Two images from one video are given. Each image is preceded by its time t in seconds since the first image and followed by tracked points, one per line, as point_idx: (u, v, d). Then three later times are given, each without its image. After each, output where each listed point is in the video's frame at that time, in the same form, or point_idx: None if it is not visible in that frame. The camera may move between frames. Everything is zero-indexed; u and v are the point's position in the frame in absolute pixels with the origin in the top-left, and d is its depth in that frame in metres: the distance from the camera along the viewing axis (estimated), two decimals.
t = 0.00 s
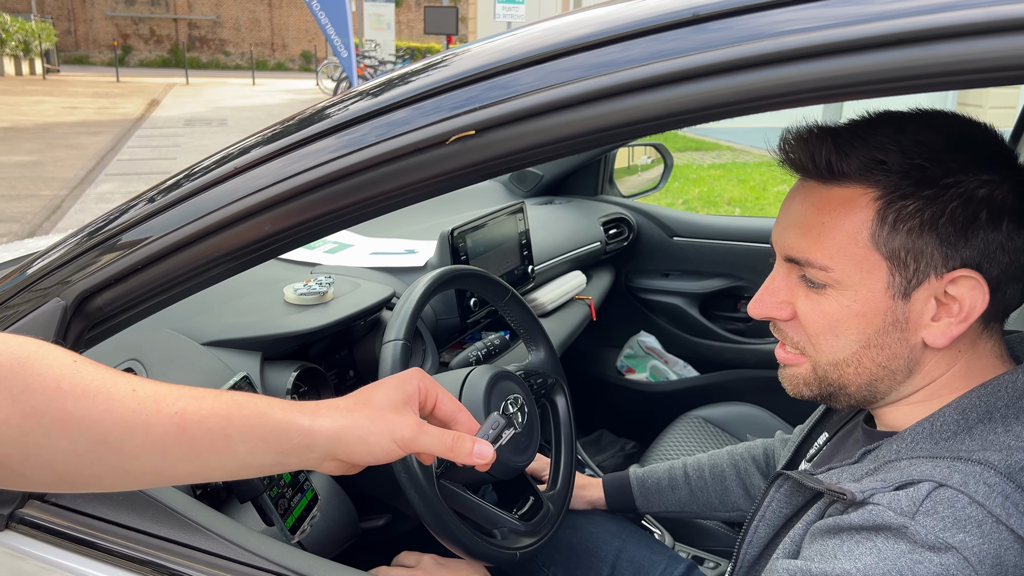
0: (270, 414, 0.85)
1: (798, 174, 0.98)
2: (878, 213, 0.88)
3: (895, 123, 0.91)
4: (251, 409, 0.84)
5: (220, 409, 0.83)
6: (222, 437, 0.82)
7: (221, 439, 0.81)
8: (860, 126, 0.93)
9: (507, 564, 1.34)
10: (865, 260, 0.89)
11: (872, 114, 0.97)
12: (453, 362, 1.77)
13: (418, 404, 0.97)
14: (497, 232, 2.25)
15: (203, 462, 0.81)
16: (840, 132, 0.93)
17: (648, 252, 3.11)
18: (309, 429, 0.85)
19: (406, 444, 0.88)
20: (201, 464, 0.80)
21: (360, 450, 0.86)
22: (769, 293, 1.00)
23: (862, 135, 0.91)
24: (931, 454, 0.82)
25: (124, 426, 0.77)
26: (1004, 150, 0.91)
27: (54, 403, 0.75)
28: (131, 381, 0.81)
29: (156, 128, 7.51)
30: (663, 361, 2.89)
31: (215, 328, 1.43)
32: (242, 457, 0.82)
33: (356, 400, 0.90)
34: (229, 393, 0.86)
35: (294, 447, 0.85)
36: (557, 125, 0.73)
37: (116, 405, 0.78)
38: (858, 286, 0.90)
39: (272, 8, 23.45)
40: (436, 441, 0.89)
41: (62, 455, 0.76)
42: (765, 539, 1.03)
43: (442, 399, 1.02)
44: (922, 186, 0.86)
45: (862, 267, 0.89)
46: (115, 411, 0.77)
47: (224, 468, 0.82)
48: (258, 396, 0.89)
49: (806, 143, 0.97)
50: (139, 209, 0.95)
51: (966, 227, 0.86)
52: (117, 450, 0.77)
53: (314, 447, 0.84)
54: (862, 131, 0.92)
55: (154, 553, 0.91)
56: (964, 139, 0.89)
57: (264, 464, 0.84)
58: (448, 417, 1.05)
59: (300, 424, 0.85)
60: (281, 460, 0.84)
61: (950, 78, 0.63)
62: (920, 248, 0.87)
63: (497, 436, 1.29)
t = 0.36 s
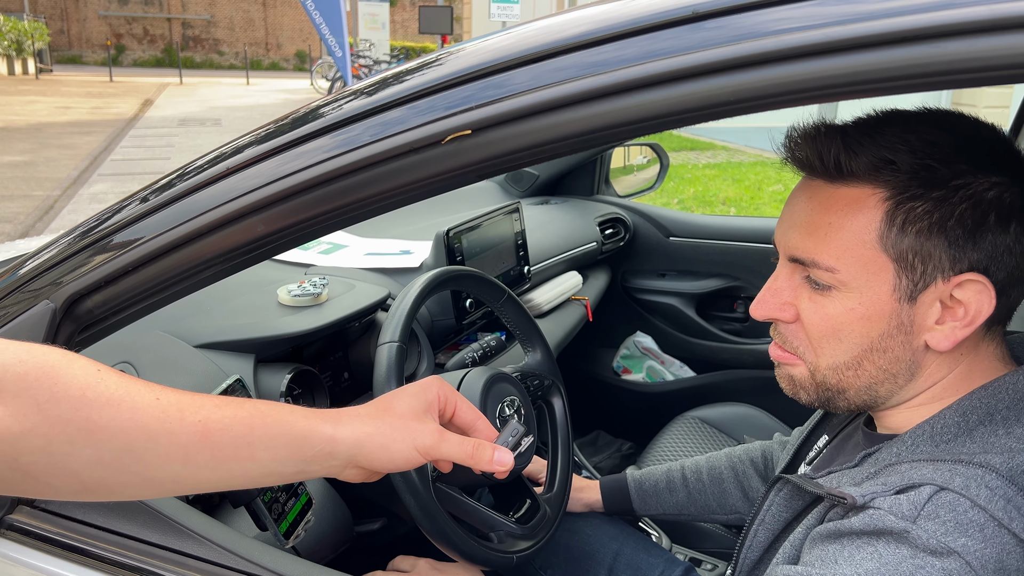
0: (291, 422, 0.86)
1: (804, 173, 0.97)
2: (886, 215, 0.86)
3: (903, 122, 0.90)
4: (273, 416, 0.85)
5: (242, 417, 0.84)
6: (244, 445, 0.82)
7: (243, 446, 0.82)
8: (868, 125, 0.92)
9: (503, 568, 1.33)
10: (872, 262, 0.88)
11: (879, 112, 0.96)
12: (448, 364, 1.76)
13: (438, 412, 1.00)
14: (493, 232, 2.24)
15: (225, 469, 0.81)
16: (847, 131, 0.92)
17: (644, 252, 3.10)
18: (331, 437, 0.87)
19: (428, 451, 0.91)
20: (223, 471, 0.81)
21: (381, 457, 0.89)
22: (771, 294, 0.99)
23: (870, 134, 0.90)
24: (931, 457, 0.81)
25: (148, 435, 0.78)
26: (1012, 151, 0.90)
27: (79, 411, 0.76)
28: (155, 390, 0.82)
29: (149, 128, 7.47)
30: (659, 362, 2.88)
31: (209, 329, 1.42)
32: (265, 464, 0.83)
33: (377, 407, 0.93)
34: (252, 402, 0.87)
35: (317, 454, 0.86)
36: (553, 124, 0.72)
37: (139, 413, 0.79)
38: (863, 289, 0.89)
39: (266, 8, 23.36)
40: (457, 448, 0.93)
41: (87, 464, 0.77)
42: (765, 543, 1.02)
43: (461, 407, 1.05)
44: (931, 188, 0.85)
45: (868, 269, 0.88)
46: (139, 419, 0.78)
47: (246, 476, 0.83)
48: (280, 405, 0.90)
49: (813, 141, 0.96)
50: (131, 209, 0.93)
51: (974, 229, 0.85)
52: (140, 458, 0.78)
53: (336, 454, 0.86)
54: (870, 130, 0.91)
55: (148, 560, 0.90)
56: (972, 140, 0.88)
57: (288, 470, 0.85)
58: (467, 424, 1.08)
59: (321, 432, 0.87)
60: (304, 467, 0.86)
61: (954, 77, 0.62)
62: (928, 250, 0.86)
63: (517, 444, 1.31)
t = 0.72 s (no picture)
0: (286, 433, 0.86)
1: (797, 171, 0.97)
2: (884, 212, 0.86)
3: (896, 121, 0.90)
4: (267, 426, 0.86)
5: (236, 428, 0.84)
6: (238, 455, 0.83)
7: (238, 457, 0.82)
8: (860, 124, 0.92)
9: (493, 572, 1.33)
10: (869, 259, 0.88)
11: (869, 112, 0.96)
12: (437, 367, 1.75)
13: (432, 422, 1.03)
14: (481, 233, 2.23)
15: (220, 480, 0.81)
16: (841, 130, 0.92)
17: (632, 252, 3.10)
18: (325, 448, 0.87)
19: (422, 461, 0.94)
20: (216, 483, 0.81)
21: (375, 468, 0.90)
22: (764, 293, 0.99)
23: (865, 133, 0.90)
24: (921, 459, 0.81)
25: (142, 446, 0.78)
26: (998, 152, 0.91)
27: (72, 423, 0.75)
28: (147, 400, 0.82)
29: (134, 128, 7.40)
30: (649, 362, 2.88)
31: (194, 334, 1.40)
32: (259, 475, 0.83)
33: (371, 418, 0.95)
34: (245, 412, 0.87)
35: (312, 465, 0.87)
36: (542, 127, 0.71)
37: (132, 425, 0.78)
38: (860, 286, 0.89)
39: (252, 8, 23.23)
40: (451, 458, 0.95)
41: (81, 476, 0.76)
42: (756, 546, 1.02)
43: (455, 416, 1.08)
44: (927, 186, 0.86)
45: (865, 266, 0.88)
46: (132, 431, 0.78)
47: (239, 487, 0.83)
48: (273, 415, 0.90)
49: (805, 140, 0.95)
50: (116, 213, 0.92)
51: (966, 227, 0.87)
52: (134, 469, 0.77)
53: (331, 465, 0.87)
54: (863, 129, 0.91)
55: (132, 569, 0.87)
56: (961, 139, 0.89)
57: (281, 482, 0.85)
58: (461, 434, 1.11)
59: (316, 443, 0.87)
60: (298, 478, 0.86)
61: (944, 79, 0.62)
62: (923, 248, 0.86)
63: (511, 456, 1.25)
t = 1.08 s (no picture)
0: (267, 446, 0.88)
1: (801, 168, 0.97)
2: (905, 202, 0.89)
3: (892, 120, 0.94)
4: (249, 440, 0.87)
5: (216, 442, 0.85)
6: (220, 469, 0.84)
7: (219, 471, 0.84)
8: (859, 121, 0.95)
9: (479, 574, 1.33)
10: (893, 250, 0.89)
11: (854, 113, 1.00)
12: (422, 369, 1.74)
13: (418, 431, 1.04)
14: (465, 233, 2.22)
15: (200, 495, 0.82)
16: (845, 125, 0.94)
17: (616, 252, 3.11)
18: (310, 460, 0.89)
19: (408, 471, 0.94)
20: (198, 497, 0.82)
21: (361, 479, 0.91)
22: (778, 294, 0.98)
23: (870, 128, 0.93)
24: (908, 455, 0.82)
25: (120, 461, 0.79)
26: (977, 152, 0.97)
27: (48, 439, 0.76)
28: (124, 415, 0.83)
29: (111, 129, 7.29)
30: (633, 361, 2.89)
31: (175, 339, 1.38)
32: (240, 489, 0.85)
33: (357, 428, 0.95)
34: (224, 426, 0.88)
35: (296, 477, 0.88)
36: (528, 129, 0.71)
37: (110, 441, 0.79)
38: (884, 277, 0.90)
39: (230, 7, 23.02)
40: (439, 467, 0.96)
41: (56, 493, 0.76)
42: (743, 544, 1.03)
43: (442, 425, 1.09)
44: (935, 178, 0.90)
45: (889, 257, 0.90)
46: (109, 446, 0.79)
47: (220, 501, 0.84)
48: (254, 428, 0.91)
49: (807, 138, 0.97)
50: (96, 216, 0.90)
51: (965, 219, 0.92)
52: (112, 485, 0.78)
53: (315, 477, 0.88)
54: (864, 125, 0.94)
55: None
56: (952, 138, 0.95)
57: (263, 495, 0.86)
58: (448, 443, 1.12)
59: (300, 455, 0.88)
60: (281, 491, 0.87)
61: (928, 80, 0.62)
62: (936, 239, 0.90)
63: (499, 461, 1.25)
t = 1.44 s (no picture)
0: (255, 454, 0.87)
1: (789, 171, 0.97)
2: (892, 210, 0.89)
3: (885, 122, 0.94)
4: (234, 450, 0.86)
5: (200, 452, 0.84)
6: (204, 479, 0.83)
7: (204, 481, 0.83)
8: (850, 123, 0.95)
9: None
10: (879, 258, 0.90)
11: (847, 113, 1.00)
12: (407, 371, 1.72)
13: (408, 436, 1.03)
14: (449, 234, 2.20)
15: (185, 505, 0.82)
16: (835, 128, 0.94)
17: (599, 251, 3.11)
18: (298, 469, 0.87)
19: (400, 479, 0.93)
20: (182, 509, 0.81)
21: (352, 487, 0.90)
22: (761, 299, 0.98)
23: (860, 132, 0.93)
24: (900, 458, 0.82)
25: (101, 473, 0.78)
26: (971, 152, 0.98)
27: (26, 452, 0.76)
28: (105, 426, 0.82)
29: (83, 129, 7.16)
30: (617, 361, 2.89)
31: (154, 343, 1.36)
32: (227, 499, 0.84)
33: (345, 435, 0.94)
34: (209, 435, 0.87)
35: (284, 486, 0.87)
36: (518, 129, 0.70)
37: (91, 452, 0.79)
38: (869, 287, 0.90)
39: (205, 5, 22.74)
40: (431, 474, 0.95)
41: (37, 506, 0.76)
42: (735, 548, 1.03)
43: (431, 431, 1.09)
44: (924, 184, 0.91)
45: (874, 266, 0.90)
46: (91, 458, 0.78)
47: (207, 512, 0.83)
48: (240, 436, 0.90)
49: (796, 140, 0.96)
50: (72, 220, 0.88)
51: (955, 224, 0.93)
52: (94, 498, 0.78)
53: (303, 486, 0.87)
54: (855, 128, 0.94)
55: None
56: (948, 140, 0.95)
57: (250, 505, 0.85)
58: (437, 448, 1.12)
59: (288, 464, 0.87)
60: (268, 501, 0.86)
61: (923, 79, 0.62)
62: (926, 247, 0.91)
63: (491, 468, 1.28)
